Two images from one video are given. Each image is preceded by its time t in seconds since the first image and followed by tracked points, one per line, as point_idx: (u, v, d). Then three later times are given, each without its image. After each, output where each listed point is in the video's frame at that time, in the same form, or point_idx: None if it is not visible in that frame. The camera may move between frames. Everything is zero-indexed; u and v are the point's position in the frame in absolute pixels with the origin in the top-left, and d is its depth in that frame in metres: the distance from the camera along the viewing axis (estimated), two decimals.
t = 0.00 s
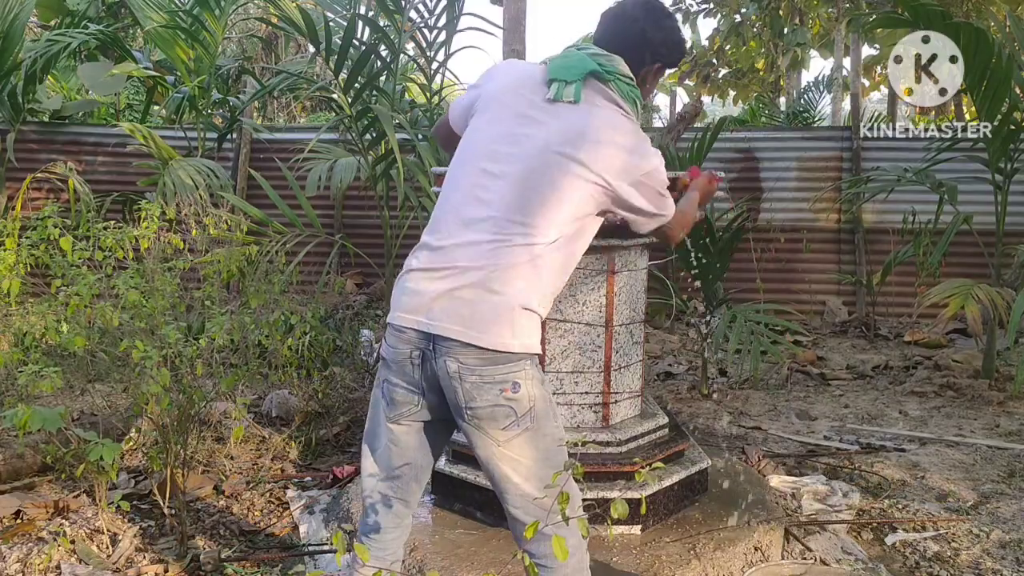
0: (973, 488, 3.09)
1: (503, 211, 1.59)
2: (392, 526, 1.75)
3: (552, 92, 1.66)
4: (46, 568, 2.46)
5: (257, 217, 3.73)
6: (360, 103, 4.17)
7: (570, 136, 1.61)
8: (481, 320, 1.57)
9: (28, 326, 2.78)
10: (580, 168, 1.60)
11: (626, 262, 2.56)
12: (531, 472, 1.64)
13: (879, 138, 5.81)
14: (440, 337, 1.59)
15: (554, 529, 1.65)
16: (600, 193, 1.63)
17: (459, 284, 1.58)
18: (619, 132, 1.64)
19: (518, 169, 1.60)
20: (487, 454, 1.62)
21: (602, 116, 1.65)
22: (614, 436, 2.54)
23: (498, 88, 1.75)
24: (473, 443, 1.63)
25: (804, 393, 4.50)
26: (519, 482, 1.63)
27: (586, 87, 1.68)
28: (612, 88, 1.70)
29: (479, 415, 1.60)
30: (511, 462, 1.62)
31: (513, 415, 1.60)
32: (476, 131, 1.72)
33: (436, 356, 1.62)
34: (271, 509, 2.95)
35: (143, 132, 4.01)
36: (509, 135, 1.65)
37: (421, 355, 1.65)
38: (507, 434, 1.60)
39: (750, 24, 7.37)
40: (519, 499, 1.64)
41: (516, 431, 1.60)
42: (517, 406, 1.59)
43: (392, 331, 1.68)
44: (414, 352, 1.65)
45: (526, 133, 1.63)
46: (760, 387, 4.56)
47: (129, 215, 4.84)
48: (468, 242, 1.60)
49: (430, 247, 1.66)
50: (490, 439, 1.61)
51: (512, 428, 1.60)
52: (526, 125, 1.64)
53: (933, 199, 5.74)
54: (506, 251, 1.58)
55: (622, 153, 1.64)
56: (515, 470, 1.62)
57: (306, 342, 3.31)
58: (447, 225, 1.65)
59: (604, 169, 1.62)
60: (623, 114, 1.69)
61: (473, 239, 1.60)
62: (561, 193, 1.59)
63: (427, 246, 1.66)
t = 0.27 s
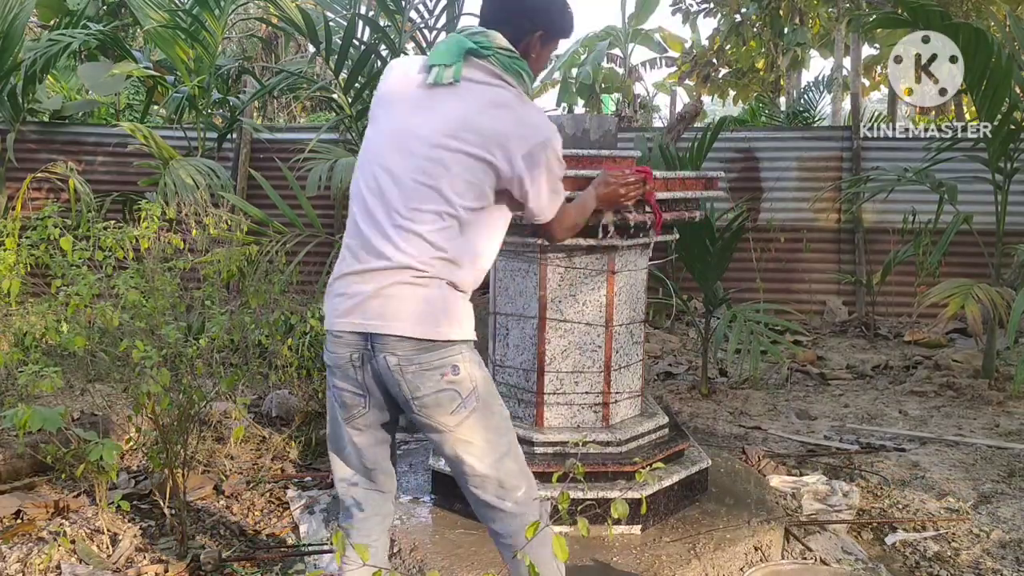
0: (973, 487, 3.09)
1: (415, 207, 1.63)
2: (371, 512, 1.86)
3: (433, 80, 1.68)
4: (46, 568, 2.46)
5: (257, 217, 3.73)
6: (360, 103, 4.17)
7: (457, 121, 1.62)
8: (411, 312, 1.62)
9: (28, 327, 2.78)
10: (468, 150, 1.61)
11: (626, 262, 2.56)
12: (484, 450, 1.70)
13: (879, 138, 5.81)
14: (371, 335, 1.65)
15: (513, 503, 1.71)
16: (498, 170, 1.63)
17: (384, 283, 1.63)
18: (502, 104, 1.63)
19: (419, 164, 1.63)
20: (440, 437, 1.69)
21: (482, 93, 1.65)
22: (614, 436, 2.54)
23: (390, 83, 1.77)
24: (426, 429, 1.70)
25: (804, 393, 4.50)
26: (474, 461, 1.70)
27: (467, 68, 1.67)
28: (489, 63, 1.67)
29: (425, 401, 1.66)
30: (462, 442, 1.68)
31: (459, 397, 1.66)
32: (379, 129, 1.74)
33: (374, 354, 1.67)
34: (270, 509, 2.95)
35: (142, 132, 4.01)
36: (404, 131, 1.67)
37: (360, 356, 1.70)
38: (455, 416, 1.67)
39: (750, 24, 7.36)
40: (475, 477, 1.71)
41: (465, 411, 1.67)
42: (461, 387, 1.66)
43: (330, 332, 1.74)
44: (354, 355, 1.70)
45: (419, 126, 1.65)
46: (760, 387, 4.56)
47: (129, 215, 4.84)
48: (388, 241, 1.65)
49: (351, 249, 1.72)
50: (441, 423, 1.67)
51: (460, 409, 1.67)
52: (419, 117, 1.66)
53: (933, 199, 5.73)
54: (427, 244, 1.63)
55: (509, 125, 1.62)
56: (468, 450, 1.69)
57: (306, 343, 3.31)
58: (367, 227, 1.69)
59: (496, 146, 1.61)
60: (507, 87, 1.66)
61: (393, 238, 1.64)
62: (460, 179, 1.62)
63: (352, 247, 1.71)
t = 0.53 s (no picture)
0: (973, 487, 3.09)
1: (355, 192, 1.68)
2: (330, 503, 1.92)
3: (374, 68, 1.75)
4: (46, 568, 2.46)
5: (257, 216, 3.73)
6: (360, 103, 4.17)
7: (393, 107, 1.68)
8: (351, 295, 1.66)
9: (28, 326, 2.78)
10: (404, 133, 1.66)
11: (625, 262, 2.56)
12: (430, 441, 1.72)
13: (879, 138, 5.81)
14: (317, 322, 1.69)
15: (456, 495, 1.74)
16: (434, 152, 1.68)
17: (326, 267, 1.68)
18: (440, 91, 1.69)
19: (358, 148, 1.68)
20: (388, 425, 1.70)
21: (421, 81, 1.71)
22: (614, 436, 2.54)
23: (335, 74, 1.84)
24: (370, 418, 1.72)
25: (804, 393, 4.50)
26: (419, 452, 1.72)
27: (406, 56, 1.75)
28: (429, 51, 1.74)
29: (369, 388, 1.68)
30: (408, 432, 1.70)
31: (406, 386, 1.68)
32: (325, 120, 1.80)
33: (316, 343, 1.71)
34: (270, 509, 2.95)
35: (142, 132, 4.01)
36: (346, 119, 1.72)
37: (304, 345, 1.74)
38: (402, 405, 1.68)
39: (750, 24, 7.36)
40: (418, 467, 1.73)
41: (411, 400, 1.68)
42: (407, 375, 1.68)
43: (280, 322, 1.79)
44: (298, 343, 1.75)
45: (360, 113, 1.71)
46: (760, 387, 4.56)
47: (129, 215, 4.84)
48: (331, 225, 1.69)
49: (298, 236, 1.77)
50: (387, 411, 1.69)
51: (406, 398, 1.68)
52: (360, 105, 1.72)
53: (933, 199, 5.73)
54: (367, 227, 1.67)
55: (447, 110, 1.67)
56: (413, 439, 1.70)
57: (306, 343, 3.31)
58: (311, 214, 1.74)
59: (432, 128, 1.67)
60: (447, 73, 1.73)
61: (334, 222, 1.69)
62: (396, 162, 1.67)
63: (298, 236, 1.77)
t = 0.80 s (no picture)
0: (973, 487, 3.09)
1: (376, 187, 1.66)
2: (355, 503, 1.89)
3: (365, 63, 1.75)
4: (46, 568, 2.46)
5: (258, 217, 3.73)
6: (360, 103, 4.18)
7: (397, 94, 1.67)
8: (381, 292, 1.65)
9: (29, 326, 2.79)
10: (416, 117, 1.65)
11: (626, 262, 2.56)
12: (469, 438, 1.73)
13: (879, 138, 5.81)
14: (346, 325, 1.67)
15: (503, 488, 1.75)
16: (450, 134, 1.68)
17: (356, 265, 1.66)
18: (441, 69, 1.70)
19: (372, 143, 1.65)
20: (425, 427, 1.71)
21: (420, 63, 1.71)
22: (614, 436, 2.54)
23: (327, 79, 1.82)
24: (405, 420, 1.72)
25: (804, 393, 4.50)
26: (460, 450, 1.73)
27: (396, 42, 1.77)
28: (418, 35, 1.76)
29: (406, 391, 1.69)
30: (446, 432, 1.71)
31: (441, 387, 1.69)
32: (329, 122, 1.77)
33: (346, 346, 1.69)
34: (270, 509, 2.95)
35: (143, 132, 4.01)
36: (353, 115, 1.69)
37: (334, 350, 1.72)
38: (438, 407, 1.69)
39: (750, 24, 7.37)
40: (459, 465, 1.73)
41: (448, 400, 1.69)
42: (443, 377, 1.69)
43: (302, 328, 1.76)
44: (327, 348, 1.73)
45: (366, 107, 1.68)
46: (760, 387, 4.56)
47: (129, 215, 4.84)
48: (352, 225, 1.67)
49: (318, 243, 1.73)
50: (423, 412, 1.69)
51: (442, 398, 1.69)
52: (365, 99, 1.69)
53: (933, 199, 5.73)
54: (393, 221, 1.66)
55: (455, 87, 1.68)
56: (452, 439, 1.71)
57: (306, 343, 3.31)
58: (329, 218, 1.70)
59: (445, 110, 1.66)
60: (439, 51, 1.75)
61: (356, 221, 1.67)
62: (412, 147, 1.65)
63: (316, 242, 1.74)
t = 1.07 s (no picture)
0: (974, 487, 3.09)
1: (584, 189, 1.67)
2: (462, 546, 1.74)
3: (500, 79, 1.72)
4: (46, 568, 2.46)
5: (258, 217, 3.73)
6: (360, 103, 4.18)
7: (566, 94, 1.69)
8: (599, 289, 1.67)
9: (29, 326, 2.79)
10: (591, 111, 1.69)
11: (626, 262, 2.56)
12: (627, 466, 1.80)
13: (879, 138, 5.81)
14: (571, 336, 1.66)
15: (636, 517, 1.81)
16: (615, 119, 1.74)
17: (579, 270, 1.64)
18: (581, 58, 1.74)
19: (561, 145, 1.65)
20: (598, 443, 1.77)
21: (559, 59, 1.74)
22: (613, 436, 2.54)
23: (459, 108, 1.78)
24: (588, 429, 1.77)
25: (804, 393, 4.50)
26: (619, 471, 1.78)
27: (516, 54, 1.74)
28: (532, 38, 1.77)
29: (603, 404, 1.75)
30: (614, 450, 1.78)
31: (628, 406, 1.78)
32: (490, 141, 1.71)
33: (562, 360, 1.68)
34: (270, 509, 2.95)
35: (142, 132, 4.01)
36: (523, 125, 1.67)
37: (546, 364, 1.67)
38: (620, 424, 1.77)
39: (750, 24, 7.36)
40: (614, 484, 1.78)
41: (627, 420, 1.78)
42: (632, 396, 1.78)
43: (483, 351, 1.70)
44: (541, 362, 1.66)
45: (539, 114, 1.67)
46: (760, 387, 4.56)
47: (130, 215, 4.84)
48: (577, 232, 1.65)
49: (511, 259, 1.66)
50: (608, 426, 1.76)
51: (624, 416, 1.78)
52: (527, 106, 1.68)
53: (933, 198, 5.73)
54: (607, 217, 1.70)
55: (605, 72, 1.74)
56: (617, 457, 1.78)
57: (306, 343, 3.31)
58: (527, 233, 1.65)
59: (608, 90, 1.72)
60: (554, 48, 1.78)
61: (581, 227, 1.66)
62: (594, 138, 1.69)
63: (506, 264, 1.67)
